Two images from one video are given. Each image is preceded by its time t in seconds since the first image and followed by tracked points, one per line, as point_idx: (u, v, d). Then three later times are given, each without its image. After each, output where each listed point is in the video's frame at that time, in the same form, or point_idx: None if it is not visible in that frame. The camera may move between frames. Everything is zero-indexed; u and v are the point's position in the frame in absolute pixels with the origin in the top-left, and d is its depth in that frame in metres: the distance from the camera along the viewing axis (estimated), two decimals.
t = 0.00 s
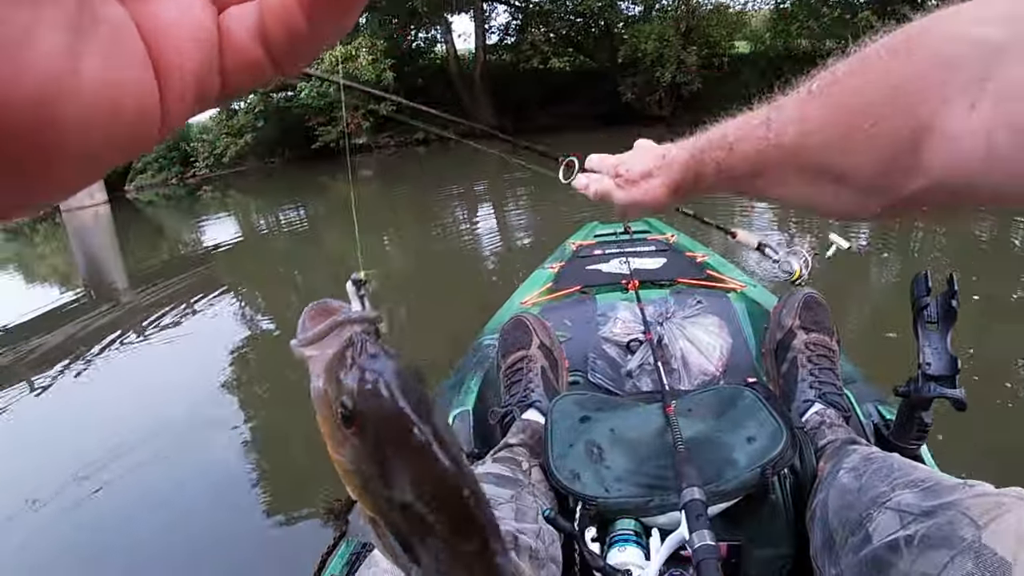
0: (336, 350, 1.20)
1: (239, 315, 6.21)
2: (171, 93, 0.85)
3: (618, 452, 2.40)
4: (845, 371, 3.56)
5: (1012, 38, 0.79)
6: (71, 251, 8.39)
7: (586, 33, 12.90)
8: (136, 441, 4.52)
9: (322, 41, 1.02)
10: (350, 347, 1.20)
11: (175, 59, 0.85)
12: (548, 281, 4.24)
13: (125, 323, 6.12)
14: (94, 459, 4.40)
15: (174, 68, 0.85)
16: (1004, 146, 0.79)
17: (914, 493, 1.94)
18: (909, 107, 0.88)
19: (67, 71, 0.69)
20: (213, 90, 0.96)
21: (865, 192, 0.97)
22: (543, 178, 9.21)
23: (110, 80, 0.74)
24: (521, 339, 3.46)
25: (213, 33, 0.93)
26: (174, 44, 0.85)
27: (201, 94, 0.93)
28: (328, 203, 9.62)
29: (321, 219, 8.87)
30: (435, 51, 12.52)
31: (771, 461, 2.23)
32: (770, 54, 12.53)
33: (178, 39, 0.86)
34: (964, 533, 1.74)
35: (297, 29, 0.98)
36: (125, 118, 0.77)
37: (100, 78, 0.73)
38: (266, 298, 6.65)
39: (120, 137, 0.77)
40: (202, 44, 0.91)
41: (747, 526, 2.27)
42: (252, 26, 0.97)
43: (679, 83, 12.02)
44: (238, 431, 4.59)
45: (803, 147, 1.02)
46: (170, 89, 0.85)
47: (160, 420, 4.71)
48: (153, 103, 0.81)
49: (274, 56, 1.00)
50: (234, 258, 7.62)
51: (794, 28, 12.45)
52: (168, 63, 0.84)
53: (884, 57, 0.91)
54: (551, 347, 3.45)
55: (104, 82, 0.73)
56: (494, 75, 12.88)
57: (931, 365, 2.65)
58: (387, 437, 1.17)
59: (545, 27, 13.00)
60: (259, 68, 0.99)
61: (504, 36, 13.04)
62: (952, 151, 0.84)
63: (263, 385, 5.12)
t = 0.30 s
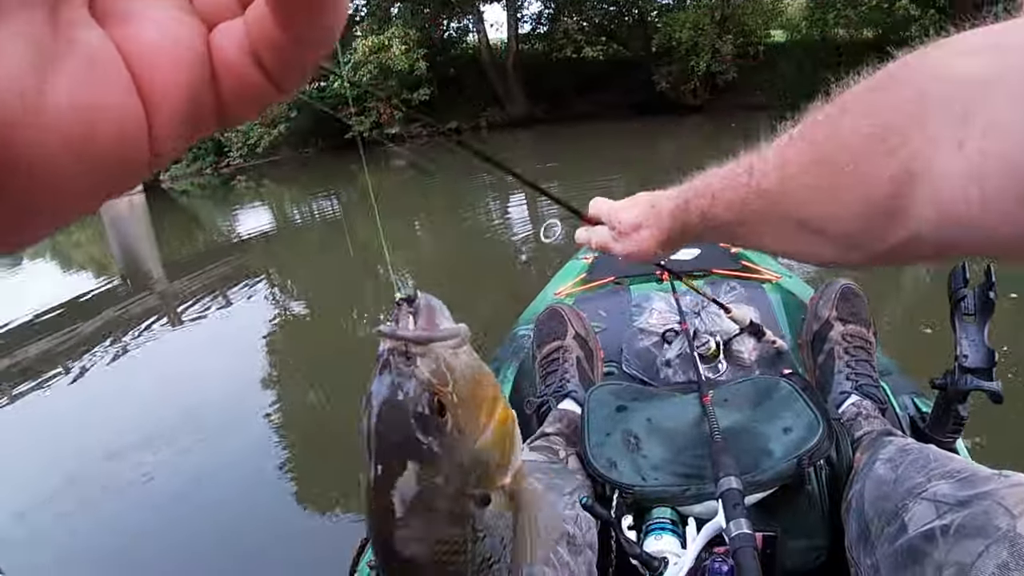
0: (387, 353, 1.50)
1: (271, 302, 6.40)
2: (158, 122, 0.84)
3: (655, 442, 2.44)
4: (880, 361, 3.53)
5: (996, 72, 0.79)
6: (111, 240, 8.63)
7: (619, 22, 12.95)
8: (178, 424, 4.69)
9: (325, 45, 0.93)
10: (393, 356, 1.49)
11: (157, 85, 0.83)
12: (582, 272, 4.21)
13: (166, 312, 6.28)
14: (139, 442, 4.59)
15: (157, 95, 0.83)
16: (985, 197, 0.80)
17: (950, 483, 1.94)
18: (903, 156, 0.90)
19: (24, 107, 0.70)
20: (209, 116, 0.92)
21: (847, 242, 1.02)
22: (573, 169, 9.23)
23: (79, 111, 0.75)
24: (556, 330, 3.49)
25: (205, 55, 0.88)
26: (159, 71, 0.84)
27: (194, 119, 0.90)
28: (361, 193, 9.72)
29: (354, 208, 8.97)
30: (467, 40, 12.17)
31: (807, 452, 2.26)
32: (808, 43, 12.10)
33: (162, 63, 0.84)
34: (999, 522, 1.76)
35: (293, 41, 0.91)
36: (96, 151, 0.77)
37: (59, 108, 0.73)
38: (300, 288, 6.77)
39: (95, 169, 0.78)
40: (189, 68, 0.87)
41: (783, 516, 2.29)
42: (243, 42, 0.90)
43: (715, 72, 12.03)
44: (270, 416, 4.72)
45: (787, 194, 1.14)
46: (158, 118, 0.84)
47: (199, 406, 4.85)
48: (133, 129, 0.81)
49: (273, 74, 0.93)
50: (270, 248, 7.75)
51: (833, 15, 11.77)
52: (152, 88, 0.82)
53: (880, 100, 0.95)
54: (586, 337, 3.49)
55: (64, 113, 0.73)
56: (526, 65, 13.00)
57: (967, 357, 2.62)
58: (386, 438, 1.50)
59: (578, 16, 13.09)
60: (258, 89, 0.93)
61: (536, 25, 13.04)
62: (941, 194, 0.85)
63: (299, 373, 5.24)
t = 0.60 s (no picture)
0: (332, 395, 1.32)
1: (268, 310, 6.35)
2: (102, 204, 1.01)
3: (645, 449, 2.39)
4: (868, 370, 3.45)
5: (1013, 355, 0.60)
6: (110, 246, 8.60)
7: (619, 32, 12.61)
8: (173, 431, 4.57)
9: (242, 125, 1.00)
10: (335, 402, 1.31)
11: (100, 174, 1.00)
12: (575, 282, 4.22)
13: (160, 318, 6.26)
14: (133, 446, 4.47)
15: (100, 183, 1.00)
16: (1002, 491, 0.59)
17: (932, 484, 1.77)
18: (824, 394, 0.70)
19: None
20: (157, 196, 1.06)
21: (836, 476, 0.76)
22: (572, 180, 9.15)
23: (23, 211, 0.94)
24: (548, 341, 3.49)
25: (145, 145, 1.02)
26: (101, 162, 1.00)
27: (144, 199, 1.05)
28: (359, 202, 9.72)
29: (352, 217, 8.97)
30: (466, 51, 12.80)
31: (793, 459, 2.20)
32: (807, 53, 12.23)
33: (105, 153, 1.00)
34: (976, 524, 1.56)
35: (215, 125, 0.99)
36: (45, 236, 0.97)
37: None
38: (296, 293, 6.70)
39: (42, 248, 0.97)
40: (133, 157, 1.02)
41: (770, 522, 2.27)
42: (175, 129, 1.01)
43: (714, 83, 11.99)
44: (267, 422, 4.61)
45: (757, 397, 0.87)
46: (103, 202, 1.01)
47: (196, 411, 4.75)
48: (78, 217, 0.99)
49: (206, 155, 1.03)
50: (266, 255, 7.73)
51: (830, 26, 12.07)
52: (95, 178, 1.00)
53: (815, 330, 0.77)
54: (578, 348, 3.45)
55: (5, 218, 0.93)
56: (526, 75, 12.95)
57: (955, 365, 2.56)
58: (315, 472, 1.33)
59: (577, 26, 12.78)
60: (199, 170, 1.05)
61: (535, 35, 13.01)
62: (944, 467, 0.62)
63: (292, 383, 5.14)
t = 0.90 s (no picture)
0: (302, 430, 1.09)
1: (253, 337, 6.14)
2: (85, 214, 0.91)
3: (624, 475, 2.34)
4: (840, 399, 3.40)
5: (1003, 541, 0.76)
6: (91, 273, 8.46)
7: (605, 66, 12.34)
8: (156, 458, 4.34)
9: (231, 137, 0.91)
10: (312, 431, 1.09)
11: (86, 181, 0.90)
12: (556, 313, 4.19)
13: (137, 342, 6.15)
14: (114, 473, 4.24)
15: (81, 192, 0.90)
16: None
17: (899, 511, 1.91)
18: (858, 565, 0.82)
19: None
20: (140, 203, 0.96)
21: None
22: (559, 212, 9.11)
23: None
24: (531, 372, 3.40)
25: (128, 153, 0.92)
26: (84, 168, 0.89)
27: (126, 209, 0.95)
28: (345, 231, 9.69)
29: (337, 246, 8.92)
30: (454, 82, 12.73)
31: (769, 485, 2.21)
32: (789, 87, 12.58)
33: (90, 158, 0.90)
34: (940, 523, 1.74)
35: (202, 137, 0.90)
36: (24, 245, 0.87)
37: None
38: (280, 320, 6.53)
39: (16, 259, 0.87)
40: (115, 164, 0.92)
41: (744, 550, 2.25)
42: (161, 136, 0.91)
43: (698, 115, 12.13)
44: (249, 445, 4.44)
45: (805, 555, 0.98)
46: (85, 211, 0.91)
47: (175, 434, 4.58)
48: (61, 226, 0.89)
49: (192, 164, 0.93)
50: (249, 282, 7.67)
51: (811, 60, 12.32)
52: (74, 184, 0.89)
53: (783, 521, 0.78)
54: (561, 379, 3.37)
55: None
56: (514, 108, 13.09)
57: (923, 394, 2.57)
58: (325, 509, 1.14)
59: (564, 59, 12.23)
60: (183, 180, 0.95)
61: (523, 68, 12.65)
62: None
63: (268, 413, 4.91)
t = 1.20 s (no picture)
0: (298, 445, 0.92)
1: (260, 351, 6.08)
2: (79, 163, 0.78)
3: (630, 489, 2.32)
4: (846, 412, 3.36)
5: None
6: (102, 288, 8.54)
7: (612, 81, 12.38)
8: (164, 472, 4.29)
9: (244, 92, 0.81)
10: (313, 445, 0.91)
11: (80, 128, 0.77)
12: (562, 328, 4.16)
13: (145, 356, 6.16)
14: (121, 485, 4.21)
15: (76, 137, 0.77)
16: None
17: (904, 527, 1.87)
18: None
19: None
20: (138, 159, 0.83)
21: None
22: (567, 226, 9.10)
23: None
24: (533, 386, 3.33)
25: (130, 102, 0.80)
26: (81, 113, 0.76)
27: (122, 168, 0.82)
28: (353, 245, 9.74)
29: (345, 261, 8.96)
30: (461, 97, 12.91)
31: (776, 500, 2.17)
32: (796, 99, 12.62)
33: (87, 102, 0.77)
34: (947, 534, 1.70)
35: (211, 95, 0.81)
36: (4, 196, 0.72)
37: None
38: (288, 335, 6.48)
39: None
40: (112, 112, 0.79)
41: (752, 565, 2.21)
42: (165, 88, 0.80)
43: (705, 129, 12.14)
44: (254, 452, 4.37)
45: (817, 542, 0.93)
46: (79, 164, 0.78)
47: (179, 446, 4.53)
48: (47, 180, 0.75)
49: (201, 121, 0.83)
50: (257, 297, 7.69)
51: (817, 72, 12.34)
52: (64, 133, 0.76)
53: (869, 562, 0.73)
54: (563, 393, 3.31)
55: None
56: (521, 123, 13.11)
57: (928, 407, 2.55)
58: (336, 537, 0.98)
59: (571, 74, 12.20)
60: (188, 135, 0.84)
61: (530, 83, 12.75)
62: None
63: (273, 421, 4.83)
